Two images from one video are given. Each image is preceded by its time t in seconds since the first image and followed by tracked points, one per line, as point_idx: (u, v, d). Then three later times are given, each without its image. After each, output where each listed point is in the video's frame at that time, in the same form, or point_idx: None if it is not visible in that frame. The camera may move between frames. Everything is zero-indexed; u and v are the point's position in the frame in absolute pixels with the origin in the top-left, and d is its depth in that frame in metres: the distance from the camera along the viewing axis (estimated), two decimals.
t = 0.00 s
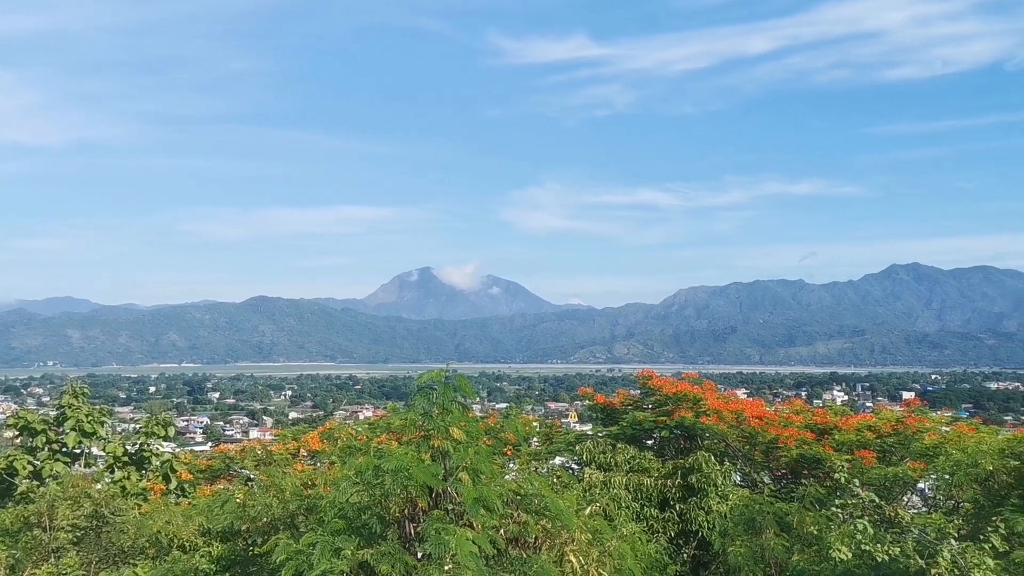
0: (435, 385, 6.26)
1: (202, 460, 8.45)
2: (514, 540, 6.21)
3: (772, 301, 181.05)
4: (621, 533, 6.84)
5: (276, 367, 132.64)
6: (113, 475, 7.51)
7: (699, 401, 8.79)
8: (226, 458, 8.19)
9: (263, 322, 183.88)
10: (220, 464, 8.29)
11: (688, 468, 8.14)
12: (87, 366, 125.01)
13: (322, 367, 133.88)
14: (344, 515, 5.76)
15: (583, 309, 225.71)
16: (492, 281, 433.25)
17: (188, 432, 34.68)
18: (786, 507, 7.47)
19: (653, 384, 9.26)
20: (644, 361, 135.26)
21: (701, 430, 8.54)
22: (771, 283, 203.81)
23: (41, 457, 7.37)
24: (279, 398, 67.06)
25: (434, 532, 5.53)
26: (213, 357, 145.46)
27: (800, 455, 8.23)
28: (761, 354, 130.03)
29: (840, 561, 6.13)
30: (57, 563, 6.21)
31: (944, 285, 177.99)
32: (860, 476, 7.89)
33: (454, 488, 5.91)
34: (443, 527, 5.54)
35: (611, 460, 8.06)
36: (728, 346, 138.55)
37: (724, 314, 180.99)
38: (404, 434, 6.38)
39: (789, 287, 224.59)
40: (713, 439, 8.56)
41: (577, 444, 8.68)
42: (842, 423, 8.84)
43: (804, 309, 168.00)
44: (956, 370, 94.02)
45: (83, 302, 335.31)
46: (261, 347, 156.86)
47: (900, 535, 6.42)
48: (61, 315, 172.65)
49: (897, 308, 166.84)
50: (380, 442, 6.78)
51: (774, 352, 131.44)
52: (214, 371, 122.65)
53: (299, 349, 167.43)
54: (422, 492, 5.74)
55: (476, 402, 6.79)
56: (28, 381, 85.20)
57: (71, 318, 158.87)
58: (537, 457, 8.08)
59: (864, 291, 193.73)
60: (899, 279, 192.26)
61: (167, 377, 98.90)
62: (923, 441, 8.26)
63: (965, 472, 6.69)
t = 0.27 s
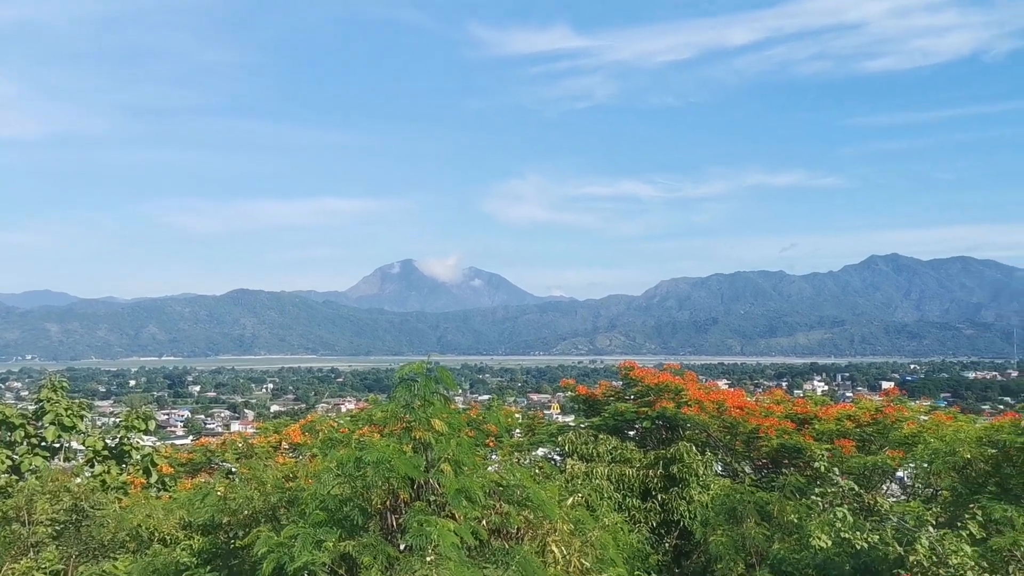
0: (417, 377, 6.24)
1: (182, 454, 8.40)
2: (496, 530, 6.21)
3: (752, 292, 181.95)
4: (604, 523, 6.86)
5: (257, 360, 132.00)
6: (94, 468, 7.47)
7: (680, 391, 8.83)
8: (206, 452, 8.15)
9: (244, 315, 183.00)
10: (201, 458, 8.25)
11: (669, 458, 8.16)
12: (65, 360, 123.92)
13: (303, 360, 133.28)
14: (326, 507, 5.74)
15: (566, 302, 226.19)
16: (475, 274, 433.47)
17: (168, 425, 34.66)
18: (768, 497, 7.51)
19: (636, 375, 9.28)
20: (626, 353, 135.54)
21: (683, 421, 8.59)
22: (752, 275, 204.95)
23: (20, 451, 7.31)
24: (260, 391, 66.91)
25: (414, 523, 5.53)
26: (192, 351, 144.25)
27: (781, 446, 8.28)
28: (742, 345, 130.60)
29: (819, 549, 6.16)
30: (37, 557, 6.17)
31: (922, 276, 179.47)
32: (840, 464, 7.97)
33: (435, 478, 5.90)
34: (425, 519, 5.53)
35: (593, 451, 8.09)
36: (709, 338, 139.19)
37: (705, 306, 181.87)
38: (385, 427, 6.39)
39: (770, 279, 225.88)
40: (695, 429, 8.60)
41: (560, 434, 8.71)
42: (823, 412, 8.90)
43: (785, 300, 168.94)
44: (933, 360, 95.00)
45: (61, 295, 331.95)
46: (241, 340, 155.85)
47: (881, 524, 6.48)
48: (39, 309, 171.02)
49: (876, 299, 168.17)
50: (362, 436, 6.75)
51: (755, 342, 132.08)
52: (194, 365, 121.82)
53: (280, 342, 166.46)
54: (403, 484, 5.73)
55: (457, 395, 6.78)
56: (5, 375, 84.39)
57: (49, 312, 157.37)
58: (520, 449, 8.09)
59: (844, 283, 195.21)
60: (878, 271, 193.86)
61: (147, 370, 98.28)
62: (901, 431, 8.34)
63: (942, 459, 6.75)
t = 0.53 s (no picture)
0: (411, 368, 6.24)
1: (180, 446, 8.43)
2: (490, 521, 6.22)
3: (750, 283, 181.92)
4: (598, 515, 6.88)
5: (255, 352, 132.00)
6: (91, 461, 7.50)
7: (676, 382, 8.84)
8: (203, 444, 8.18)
9: (241, 307, 183.17)
10: (198, 450, 8.27)
11: (664, 449, 8.17)
12: (61, 353, 123.97)
13: (299, 352, 133.24)
14: (320, 500, 5.75)
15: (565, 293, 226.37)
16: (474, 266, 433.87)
17: (165, 417, 34.88)
18: (764, 488, 7.52)
19: (631, 366, 9.31)
20: (623, 344, 135.36)
21: (680, 412, 8.59)
22: (750, 266, 204.97)
23: (17, 443, 7.34)
24: (258, 383, 67.13)
25: (410, 515, 5.53)
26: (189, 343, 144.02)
27: (777, 436, 8.30)
28: (740, 337, 130.51)
29: (815, 538, 6.15)
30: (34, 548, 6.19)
31: (919, 267, 179.46)
32: (836, 454, 7.99)
33: (431, 470, 5.89)
34: (419, 509, 5.53)
35: (588, 442, 8.11)
36: (707, 328, 139.25)
37: (702, 297, 182.05)
38: (379, 419, 6.40)
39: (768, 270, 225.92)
40: (692, 421, 8.61)
41: (556, 426, 8.73)
42: (818, 403, 8.90)
43: (783, 291, 168.81)
44: (929, 350, 95.08)
45: (60, 287, 332.19)
46: (238, 332, 155.48)
47: (875, 514, 6.50)
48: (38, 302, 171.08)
49: (874, 289, 168.22)
50: (355, 427, 6.76)
51: (752, 333, 132.07)
52: (192, 357, 121.80)
53: (277, 334, 166.16)
54: (398, 475, 5.73)
55: (453, 387, 6.78)
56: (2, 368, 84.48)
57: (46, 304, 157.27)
58: (516, 441, 8.11)
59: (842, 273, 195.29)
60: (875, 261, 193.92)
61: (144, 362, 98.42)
62: (898, 422, 8.35)
63: (938, 450, 6.75)
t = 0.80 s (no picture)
0: (404, 364, 6.22)
1: (173, 442, 8.44)
2: (481, 519, 6.19)
3: (746, 283, 181.95)
4: (591, 513, 6.87)
5: (252, 349, 131.98)
6: (83, 457, 7.51)
7: (671, 380, 8.83)
8: (196, 440, 8.19)
9: (237, 304, 183.22)
10: (191, 446, 8.28)
11: (659, 448, 8.16)
12: (57, 348, 123.99)
13: (295, 349, 133.09)
14: (310, 497, 5.73)
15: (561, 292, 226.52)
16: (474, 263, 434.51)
17: (161, 412, 35.04)
18: (756, 486, 7.52)
19: (627, 364, 9.30)
20: (619, 343, 135.00)
21: (674, 410, 8.59)
22: (746, 266, 205.08)
23: (10, 439, 7.36)
24: (253, 380, 67.25)
25: (397, 512, 5.51)
26: (185, 339, 143.82)
27: (772, 435, 8.31)
28: (736, 336, 130.46)
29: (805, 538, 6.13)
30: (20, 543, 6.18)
31: (915, 267, 179.67)
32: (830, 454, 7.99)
33: (421, 467, 5.88)
34: (409, 507, 5.52)
35: (583, 441, 8.11)
36: (702, 328, 139.31)
37: (698, 296, 182.28)
38: (370, 417, 6.40)
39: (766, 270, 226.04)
40: (686, 419, 8.61)
41: (550, 423, 8.75)
42: (813, 403, 8.88)
43: (778, 291, 168.93)
44: (924, 351, 95.12)
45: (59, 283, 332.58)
46: (234, 329, 155.13)
47: (867, 515, 6.46)
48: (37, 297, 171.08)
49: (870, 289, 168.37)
50: (345, 425, 6.75)
51: (748, 333, 132.02)
52: (188, 353, 121.68)
53: (273, 331, 165.73)
54: (388, 472, 5.72)
55: (447, 385, 6.78)
56: None
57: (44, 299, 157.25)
58: (510, 438, 8.12)
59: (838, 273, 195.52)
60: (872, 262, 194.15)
61: (140, 359, 98.39)
62: (892, 420, 8.35)
63: (932, 449, 6.74)
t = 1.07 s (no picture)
0: (375, 365, 6.20)
1: (144, 445, 8.35)
2: (454, 521, 6.17)
3: (721, 285, 182.79)
4: (564, 514, 6.89)
5: (228, 352, 131.05)
6: (52, 460, 7.44)
7: (645, 382, 8.84)
8: (166, 443, 8.12)
9: (211, 306, 181.85)
10: (163, 448, 8.22)
11: (633, 449, 8.18)
12: (29, 351, 122.59)
13: (271, 351, 132.23)
14: (278, 500, 5.69)
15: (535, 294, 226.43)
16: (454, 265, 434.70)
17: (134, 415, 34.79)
18: (731, 488, 7.56)
19: (603, 366, 9.30)
20: (596, 345, 134.99)
21: (646, 412, 8.62)
22: (721, 267, 206.01)
23: None
24: (228, 382, 66.89)
25: (367, 516, 5.48)
26: (159, 341, 142.45)
27: (745, 437, 8.36)
28: (711, 338, 130.95)
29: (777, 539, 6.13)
30: None
31: (888, 270, 181.45)
32: (803, 455, 8.05)
33: (392, 470, 5.85)
34: (376, 510, 5.51)
35: (558, 442, 8.11)
36: (679, 329, 139.87)
37: (674, 298, 183.17)
38: (341, 419, 6.38)
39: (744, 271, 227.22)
40: (659, 420, 8.64)
41: (525, 425, 8.74)
42: (786, 404, 8.91)
43: (753, 293, 169.99)
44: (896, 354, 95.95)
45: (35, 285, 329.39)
46: (209, 330, 153.79)
47: (837, 516, 6.51)
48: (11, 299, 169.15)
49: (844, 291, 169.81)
50: (317, 425, 6.74)
51: (723, 335, 132.67)
52: (163, 356, 120.51)
53: (247, 333, 163.66)
54: (359, 474, 5.71)
55: (418, 386, 6.77)
56: None
57: (17, 301, 155.36)
58: (483, 441, 8.13)
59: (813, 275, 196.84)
60: (846, 264, 195.73)
61: (114, 361, 97.41)
62: (862, 422, 8.42)
63: (901, 451, 6.79)
